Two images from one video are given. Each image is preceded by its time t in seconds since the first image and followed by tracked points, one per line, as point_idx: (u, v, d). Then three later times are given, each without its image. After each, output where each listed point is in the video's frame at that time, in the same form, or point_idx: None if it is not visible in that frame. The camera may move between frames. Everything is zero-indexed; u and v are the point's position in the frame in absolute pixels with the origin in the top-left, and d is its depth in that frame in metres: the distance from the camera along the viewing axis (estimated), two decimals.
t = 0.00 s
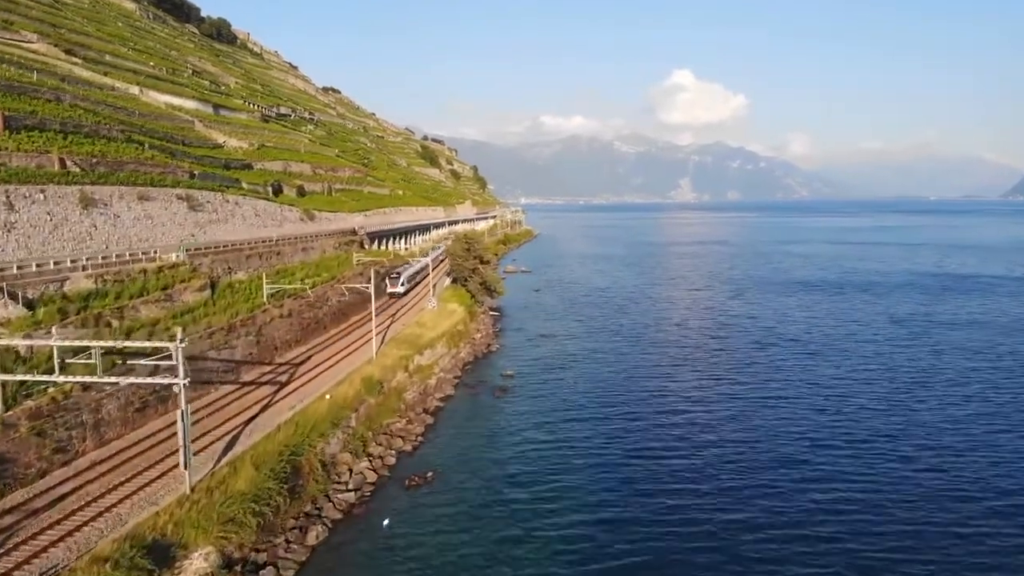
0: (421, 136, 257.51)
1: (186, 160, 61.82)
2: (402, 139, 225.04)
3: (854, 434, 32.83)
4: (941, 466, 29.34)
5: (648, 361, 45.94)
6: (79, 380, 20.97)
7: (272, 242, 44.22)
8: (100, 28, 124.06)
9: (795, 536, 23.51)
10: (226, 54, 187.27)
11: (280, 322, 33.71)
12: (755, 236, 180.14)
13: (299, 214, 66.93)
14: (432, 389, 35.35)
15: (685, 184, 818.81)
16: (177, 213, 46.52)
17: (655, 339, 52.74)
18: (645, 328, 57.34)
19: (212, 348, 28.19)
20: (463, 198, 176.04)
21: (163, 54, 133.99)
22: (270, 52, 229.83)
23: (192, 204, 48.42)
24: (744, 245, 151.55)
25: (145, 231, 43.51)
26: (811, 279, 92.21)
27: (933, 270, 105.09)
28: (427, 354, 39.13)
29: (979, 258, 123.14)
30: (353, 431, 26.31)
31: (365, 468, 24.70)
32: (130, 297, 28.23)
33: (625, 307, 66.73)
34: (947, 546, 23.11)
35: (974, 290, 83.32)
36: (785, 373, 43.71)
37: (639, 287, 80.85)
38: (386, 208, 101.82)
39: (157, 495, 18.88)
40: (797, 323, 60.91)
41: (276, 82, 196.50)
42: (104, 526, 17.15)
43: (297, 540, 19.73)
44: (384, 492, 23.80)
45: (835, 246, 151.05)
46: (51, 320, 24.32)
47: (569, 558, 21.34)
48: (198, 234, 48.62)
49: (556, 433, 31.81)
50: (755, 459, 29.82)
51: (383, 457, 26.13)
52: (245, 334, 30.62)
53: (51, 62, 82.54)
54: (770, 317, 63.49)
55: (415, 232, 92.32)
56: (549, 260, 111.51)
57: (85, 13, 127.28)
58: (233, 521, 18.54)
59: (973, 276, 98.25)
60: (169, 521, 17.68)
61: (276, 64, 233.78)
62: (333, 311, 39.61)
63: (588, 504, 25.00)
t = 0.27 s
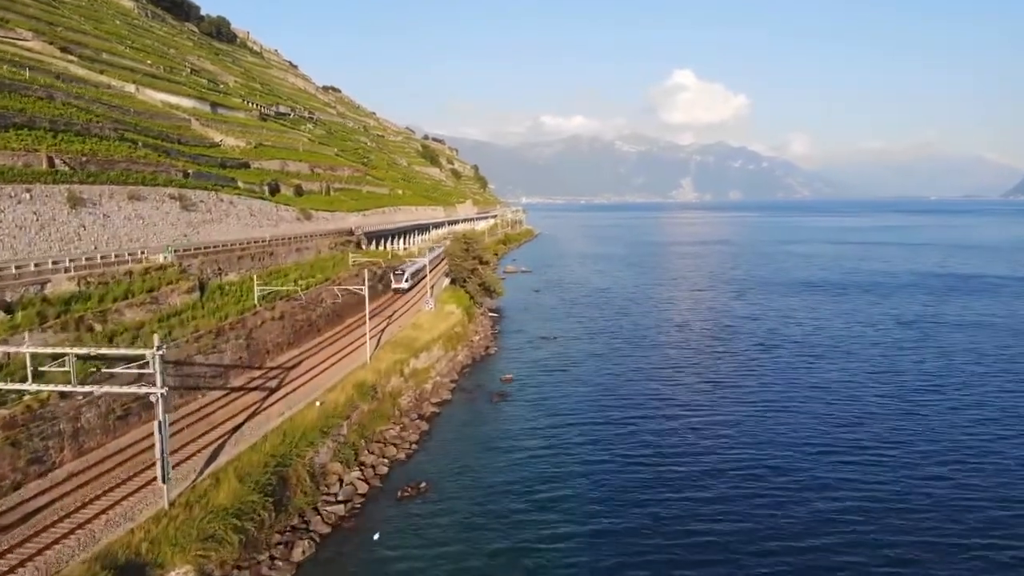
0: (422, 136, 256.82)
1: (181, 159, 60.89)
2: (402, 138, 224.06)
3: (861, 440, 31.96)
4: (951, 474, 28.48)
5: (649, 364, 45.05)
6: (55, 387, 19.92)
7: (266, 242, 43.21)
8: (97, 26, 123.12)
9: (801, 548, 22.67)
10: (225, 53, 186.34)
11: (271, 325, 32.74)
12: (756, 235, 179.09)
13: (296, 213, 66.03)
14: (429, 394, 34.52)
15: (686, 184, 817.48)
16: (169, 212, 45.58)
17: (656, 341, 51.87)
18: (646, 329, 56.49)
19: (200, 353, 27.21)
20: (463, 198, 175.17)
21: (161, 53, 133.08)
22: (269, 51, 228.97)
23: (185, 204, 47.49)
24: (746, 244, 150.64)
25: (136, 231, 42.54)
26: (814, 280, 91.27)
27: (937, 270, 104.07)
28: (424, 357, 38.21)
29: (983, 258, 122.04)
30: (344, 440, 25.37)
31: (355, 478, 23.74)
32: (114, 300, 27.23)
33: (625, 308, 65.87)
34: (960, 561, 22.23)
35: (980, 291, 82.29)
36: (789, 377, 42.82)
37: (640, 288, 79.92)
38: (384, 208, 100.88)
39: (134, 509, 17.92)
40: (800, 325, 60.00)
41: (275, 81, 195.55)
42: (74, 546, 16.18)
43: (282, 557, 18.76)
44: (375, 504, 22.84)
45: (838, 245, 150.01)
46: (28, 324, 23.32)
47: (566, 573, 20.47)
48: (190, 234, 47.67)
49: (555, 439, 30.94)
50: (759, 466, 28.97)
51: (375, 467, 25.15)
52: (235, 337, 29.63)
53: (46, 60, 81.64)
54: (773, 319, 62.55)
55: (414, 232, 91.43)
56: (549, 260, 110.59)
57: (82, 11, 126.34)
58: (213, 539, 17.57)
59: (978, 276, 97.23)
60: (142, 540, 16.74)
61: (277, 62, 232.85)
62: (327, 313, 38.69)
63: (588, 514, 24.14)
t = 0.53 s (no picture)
0: (422, 135, 255.79)
1: (175, 158, 59.98)
2: (402, 138, 223.03)
3: (868, 446, 31.03)
4: (962, 482, 27.55)
5: (651, 366, 44.17)
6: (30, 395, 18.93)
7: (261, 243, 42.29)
8: (94, 24, 122.13)
9: (808, 562, 21.78)
10: (224, 52, 185.35)
11: (262, 328, 31.83)
12: (758, 235, 177.95)
13: (292, 213, 65.13)
14: (424, 399, 33.67)
15: (687, 184, 815.96)
16: (161, 212, 44.71)
17: (657, 343, 51.01)
18: (647, 330, 55.60)
19: (186, 358, 26.33)
20: (463, 197, 174.22)
21: (159, 51, 132.11)
22: (269, 50, 228.02)
23: (178, 204, 46.58)
24: (748, 244, 149.60)
25: (126, 231, 41.61)
26: (817, 280, 90.33)
27: (941, 270, 103.02)
28: (420, 361, 37.36)
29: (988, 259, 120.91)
30: (334, 448, 24.47)
31: (346, 489, 22.82)
32: (97, 304, 26.29)
33: (626, 309, 65.00)
34: None
35: (985, 292, 81.25)
36: (793, 380, 41.89)
37: (642, 288, 79.05)
38: (383, 207, 99.95)
39: (109, 526, 17.06)
40: (803, 326, 59.07)
41: (275, 80, 194.56)
42: (41, 567, 15.24)
43: None
44: (366, 516, 21.93)
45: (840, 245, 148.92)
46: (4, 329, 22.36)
47: None
48: (183, 234, 46.79)
49: (553, 445, 30.03)
50: (764, 474, 28.06)
51: (366, 477, 24.25)
52: (223, 341, 28.70)
53: (41, 58, 80.71)
54: (775, 320, 61.64)
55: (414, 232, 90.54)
56: (550, 260, 109.67)
57: (79, 10, 125.38)
58: (191, 558, 16.64)
59: (983, 276, 96.18)
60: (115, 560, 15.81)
61: (276, 61, 231.89)
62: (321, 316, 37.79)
63: (587, 525, 23.26)
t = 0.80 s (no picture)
0: (421, 135, 254.71)
1: (168, 157, 58.99)
2: (402, 137, 222.00)
3: (875, 453, 30.20)
4: (973, 492, 26.73)
5: (651, 370, 43.30)
6: None
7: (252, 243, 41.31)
8: (90, 22, 120.97)
9: None
10: (222, 51, 184.26)
11: (251, 331, 30.90)
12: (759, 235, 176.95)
13: (287, 213, 64.17)
14: (418, 405, 32.78)
15: (687, 184, 814.79)
16: (151, 212, 43.75)
17: (657, 345, 50.13)
18: (647, 332, 54.73)
19: (170, 364, 25.37)
20: (463, 197, 173.26)
21: (155, 50, 131.02)
22: (268, 49, 226.95)
23: (168, 204, 45.58)
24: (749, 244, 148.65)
25: (115, 231, 40.62)
26: (819, 281, 89.41)
27: (944, 271, 102.06)
28: (415, 365, 36.51)
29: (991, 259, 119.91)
30: (322, 458, 23.53)
31: (333, 502, 21.90)
32: (77, 308, 25.31)
33: (626, 311, 64.12)
34: None
35: (989, 293, 80.30)
36: (797, 384, 41.02)
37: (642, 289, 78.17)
38: (381, 207, 99.01)
39: (78, 546, 16.10)
40: (806, 328, 58.17)
41: (273, 79, 193.52)
42: None
43: None
44: (354, 531, 21.01)
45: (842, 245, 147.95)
46: None
47: None
48: (174, 235, 45.82)
49: (551, 452, 29.19)
50: (768, 483, 27.24)
51: (356, 489, 23.29)
52: (209, 346, 27.74)
53: (33, 56, 79.63)
54: (777, 322, 60.74)
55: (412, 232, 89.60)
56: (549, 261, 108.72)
57: (75, 8, 124.29)
58: None
59: (987, 277, 95.22)
60: None
61: (275, 60, 230.84)
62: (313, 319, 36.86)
63: (584, 538, 22.38)
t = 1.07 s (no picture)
0: (421, 135, 253.81)
1: (161, 156, 58.07)
2: (401, 137, 221.03)
3: (881, 460, 29.34)
4: (986, 502, 25.81)
5: (651, 373, 42.43)
6: None
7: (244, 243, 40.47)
8: (86, 21, 119.97)
9: None
10: (220, 50, 183.26)
11: (239, 336, 30.03)
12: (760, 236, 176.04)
13: (282, 213, 63.26)
14: (412, 411, 31.93)
15: (687, 184, 813.72)
16: (141, 212, 42.86)
17: (657, 348, 49.27)
18: (647, 335, 53.85)
19: (153, 370, 24.44)
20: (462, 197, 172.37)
21: (152, 48, 130.04)
22: (266, 49, 226.03)
23: (159, 203, 44.68)
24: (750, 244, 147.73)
25: (103, 232, 39.66)
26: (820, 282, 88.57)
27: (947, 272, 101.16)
28: (410, 370, 35.67)
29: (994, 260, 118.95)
30: (309, 469, 22.61)
31: (321, 516, 20.97)
32: (56, 312, 24.36)
33: (625, 312, 63.26)
34: None
35: (993, 294, 79.37)
36: (800, 387, 40.16)
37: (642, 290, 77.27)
38: (379, 207, 98.12)
39: (45, 566, 15.17)
40: (808, 330, 57.30)
41: (272, 79, 192.58)
42: None
43: None
44: (342, 546, 20.09)
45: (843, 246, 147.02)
46: None
47: None
48: (165, 235, 44.91)
49: (549, 459, 28.28)
50: (774, 492, 26.34)
51: (345, 501, 22.38)
52: (195, 351, 26.81)
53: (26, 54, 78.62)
54: (779, 324, 59.87)
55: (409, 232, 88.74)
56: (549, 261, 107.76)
57: (71, 7, 123.33)
58: None
59: (990, 278, 94.29)
60: None
61: (274, 60, 229.95)
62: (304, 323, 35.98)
63: (581, 551, 21.50)
